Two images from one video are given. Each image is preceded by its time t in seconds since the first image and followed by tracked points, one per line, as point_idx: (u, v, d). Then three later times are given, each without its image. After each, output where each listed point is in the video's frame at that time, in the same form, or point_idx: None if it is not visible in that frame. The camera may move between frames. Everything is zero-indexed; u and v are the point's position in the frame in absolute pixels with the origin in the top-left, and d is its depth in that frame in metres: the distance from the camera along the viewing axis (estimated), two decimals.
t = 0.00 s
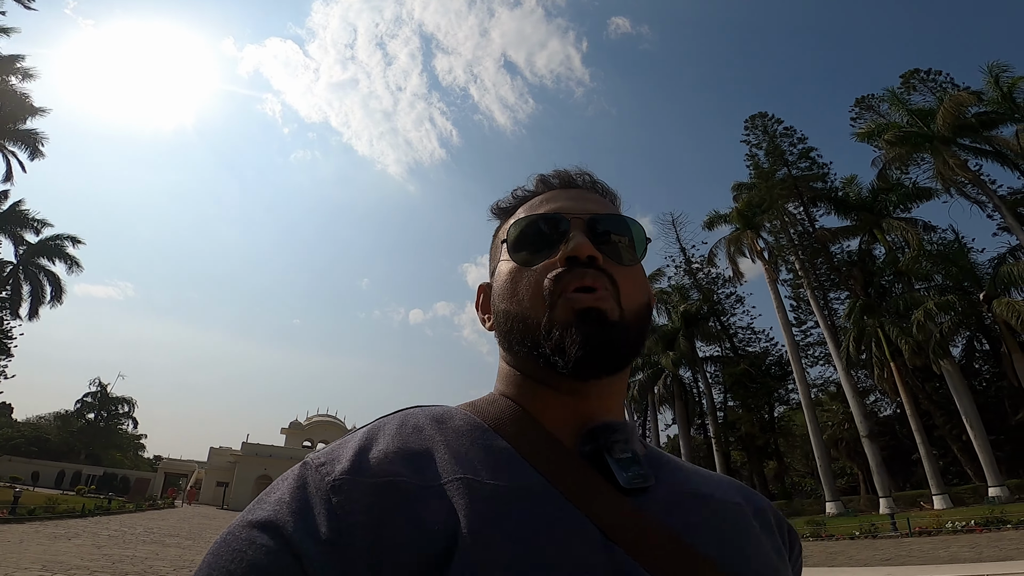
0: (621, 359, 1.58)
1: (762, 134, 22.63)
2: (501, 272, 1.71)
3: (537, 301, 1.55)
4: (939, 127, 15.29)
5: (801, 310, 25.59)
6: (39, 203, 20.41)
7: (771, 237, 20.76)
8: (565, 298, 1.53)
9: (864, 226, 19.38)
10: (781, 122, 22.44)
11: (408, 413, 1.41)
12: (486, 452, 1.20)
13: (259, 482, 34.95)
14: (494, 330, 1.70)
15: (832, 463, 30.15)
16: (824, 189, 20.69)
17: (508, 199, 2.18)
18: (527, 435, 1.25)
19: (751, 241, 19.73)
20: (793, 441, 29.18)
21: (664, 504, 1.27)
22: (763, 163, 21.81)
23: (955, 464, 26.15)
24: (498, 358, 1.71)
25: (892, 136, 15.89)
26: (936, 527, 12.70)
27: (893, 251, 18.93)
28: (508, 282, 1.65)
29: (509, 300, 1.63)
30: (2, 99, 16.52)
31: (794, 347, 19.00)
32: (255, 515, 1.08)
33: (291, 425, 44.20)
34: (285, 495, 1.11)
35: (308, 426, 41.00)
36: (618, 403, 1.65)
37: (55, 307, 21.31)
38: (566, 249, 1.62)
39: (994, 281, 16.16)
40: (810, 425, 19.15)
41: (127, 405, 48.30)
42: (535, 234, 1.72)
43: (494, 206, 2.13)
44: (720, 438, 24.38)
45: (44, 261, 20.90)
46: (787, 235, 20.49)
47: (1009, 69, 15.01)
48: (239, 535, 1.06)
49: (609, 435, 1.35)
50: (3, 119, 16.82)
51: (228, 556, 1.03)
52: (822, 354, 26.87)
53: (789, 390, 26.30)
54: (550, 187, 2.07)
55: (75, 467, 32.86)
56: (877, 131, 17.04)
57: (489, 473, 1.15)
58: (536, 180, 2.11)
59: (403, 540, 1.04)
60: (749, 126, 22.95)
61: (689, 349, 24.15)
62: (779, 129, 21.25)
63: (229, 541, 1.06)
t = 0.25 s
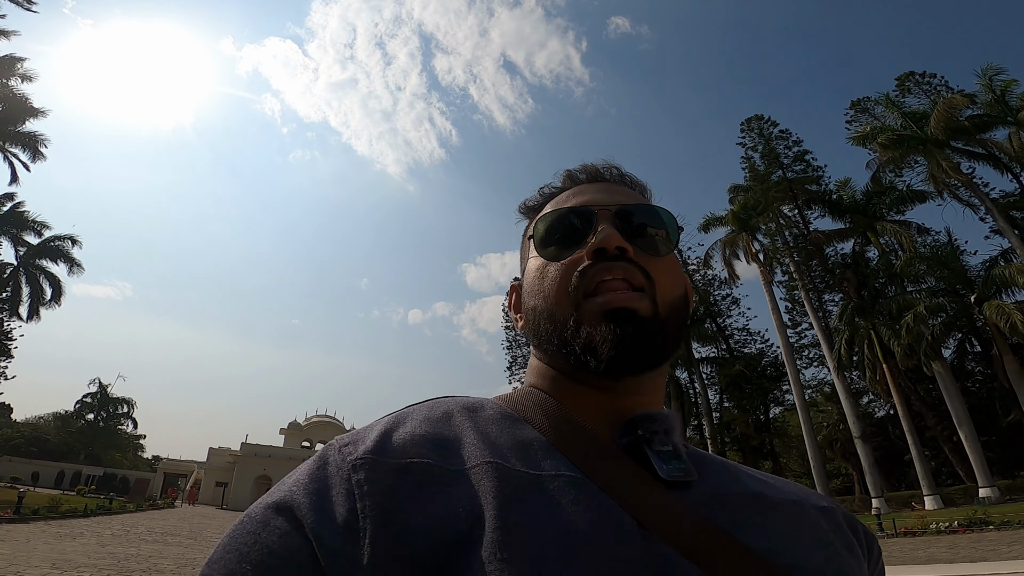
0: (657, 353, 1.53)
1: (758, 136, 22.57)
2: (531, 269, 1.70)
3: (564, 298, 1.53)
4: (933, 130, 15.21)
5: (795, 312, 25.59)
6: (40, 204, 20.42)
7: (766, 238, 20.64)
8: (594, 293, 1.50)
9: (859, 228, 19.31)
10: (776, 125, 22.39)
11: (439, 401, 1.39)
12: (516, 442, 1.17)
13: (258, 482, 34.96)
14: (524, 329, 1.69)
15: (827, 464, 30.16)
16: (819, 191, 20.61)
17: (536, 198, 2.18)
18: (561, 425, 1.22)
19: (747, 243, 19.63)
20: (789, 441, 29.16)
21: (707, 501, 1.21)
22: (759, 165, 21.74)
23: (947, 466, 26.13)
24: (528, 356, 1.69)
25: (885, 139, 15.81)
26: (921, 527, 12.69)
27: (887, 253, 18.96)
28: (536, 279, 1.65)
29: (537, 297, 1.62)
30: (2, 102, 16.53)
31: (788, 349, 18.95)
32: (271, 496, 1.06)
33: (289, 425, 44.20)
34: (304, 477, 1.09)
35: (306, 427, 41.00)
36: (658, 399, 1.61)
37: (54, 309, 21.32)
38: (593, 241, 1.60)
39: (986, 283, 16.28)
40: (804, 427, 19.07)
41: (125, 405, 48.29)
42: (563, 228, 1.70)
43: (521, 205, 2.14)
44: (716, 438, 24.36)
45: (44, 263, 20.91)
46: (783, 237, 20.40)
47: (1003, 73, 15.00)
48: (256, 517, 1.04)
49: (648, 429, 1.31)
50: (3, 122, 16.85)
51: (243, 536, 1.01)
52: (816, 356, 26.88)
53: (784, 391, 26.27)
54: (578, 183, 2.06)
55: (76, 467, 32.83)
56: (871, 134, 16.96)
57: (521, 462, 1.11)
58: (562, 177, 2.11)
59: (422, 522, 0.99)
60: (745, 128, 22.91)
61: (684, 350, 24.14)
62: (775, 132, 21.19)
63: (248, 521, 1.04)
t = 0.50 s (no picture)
0: (673, 342, 1.53)
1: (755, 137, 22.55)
2: (540, 268, 1.72)
3: (573, 296, 1.55)
4: (926, 133, 15.21)
5: (789, 312, 25.66)
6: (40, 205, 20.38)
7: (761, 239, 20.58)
8: (602, 287, 1.51)
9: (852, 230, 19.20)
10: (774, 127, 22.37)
11: (468, 404, 1.39)
12: (545, 443, 1.17)
13: (258, 481, 35.03)
14: (540, 328, 1.72)
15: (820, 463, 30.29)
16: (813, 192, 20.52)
17: (539, 195, 2.20)
18: (586, 425, 1.22)
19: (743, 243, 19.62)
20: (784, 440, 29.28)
21: (741, 496, 1.21)
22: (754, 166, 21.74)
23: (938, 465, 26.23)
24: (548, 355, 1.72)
25: (879, 141, 15.88)
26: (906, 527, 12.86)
27: (880, 254, 18.97)
28: (546, 279, 1.66)
29: (550, 297, 1.64)
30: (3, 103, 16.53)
31: (783, 349, 18.98)
32: (314, 506, 1.08)
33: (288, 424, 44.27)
34: (344, 491, 1.09)
35: (304, 426, 41.07)
36: (681, 390, 1.61)
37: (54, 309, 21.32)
38: (596, 235, 1.60)
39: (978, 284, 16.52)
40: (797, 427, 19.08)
41: (124, 404, 48.30)
42: (567, 224, 1.72)
43: (524, 204, 2.16)
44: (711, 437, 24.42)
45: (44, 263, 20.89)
46: (779, 238, 20.36)
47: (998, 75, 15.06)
48: (306, 529, 1.06)
49: (677, 422, 1.32)
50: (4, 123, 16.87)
51: (294, 553, 1.02)
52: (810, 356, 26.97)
53: (779, 391, 26.33)
54: (577, 176, 2.07)
55: (77, 467, 32.80)
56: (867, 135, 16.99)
57: (553, 466, 1.10)
58: (562, 171, 2.11)
59: (467, 532, 0.98)
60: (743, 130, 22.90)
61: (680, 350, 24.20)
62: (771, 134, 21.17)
63: (298, 533, 1.06)
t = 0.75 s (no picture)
0: (653, 338, 1.56)
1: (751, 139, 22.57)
2: (516, 276, 1.72)
3: (556, 301, 1.55)
4: (918, 134, 15.23)
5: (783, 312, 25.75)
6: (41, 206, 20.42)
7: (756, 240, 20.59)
8: (583, 292, 1.52)
9: (845, 231, 19.32)
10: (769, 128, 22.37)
11: (458, 411, 1.41)
12: (537, 443, 1.20)
13: (257, 479, 35.10)
14: (522, 335, 1.72)
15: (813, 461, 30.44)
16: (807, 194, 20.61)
17: (505, 203, 2.21)
18: (574, 425, 1.25)
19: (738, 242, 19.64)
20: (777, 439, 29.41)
21: (731, 483, 1.24)
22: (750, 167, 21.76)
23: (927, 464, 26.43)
24: (532, 361, 1.73)
25: (871, 143, 15.84)
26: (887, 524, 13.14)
27: (871, 256, 19.04)
28: (524, 286, 1.66)
29: (530, 304, 1.63)
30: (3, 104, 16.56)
31: (776, 348, 19.01)
32: (316, 518, 1.11)
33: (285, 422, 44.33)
34: (344, 503, 1.12)
35: (302, 424, 41.15)
36: (664, 384, 1.64)
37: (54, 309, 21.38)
38: (572, 241, 1.61)
39: (967, 285, 16.55)
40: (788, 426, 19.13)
41: (122, 403, 48.31)
42: (540, 230, 1.73)
43: (491, 213, 2.16)
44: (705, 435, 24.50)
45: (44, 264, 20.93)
46: (772, 239, 20.30)
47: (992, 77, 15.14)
48: (309, 547, 1.08)
49: (667, 415, 1.35)
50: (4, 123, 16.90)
51: (298, 563, 1.05)
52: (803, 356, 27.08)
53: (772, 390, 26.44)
54: (540, 181, 2.08)
55: (78, 465, 32.88)
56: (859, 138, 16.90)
57: (544, 463, 1.13)
58: (525, 178, 2.12)
59: (471, 532, 1.01)
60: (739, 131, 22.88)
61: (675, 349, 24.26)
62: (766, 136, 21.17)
63: (299, 547, 1.08)
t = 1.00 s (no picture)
0: (624, 346, 1.61)
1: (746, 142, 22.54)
2: (496, 269, 1.73)
3: (536, 299, 1.57)
4: (910, 138, 15.27)
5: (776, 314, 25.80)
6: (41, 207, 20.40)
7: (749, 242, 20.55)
8: (565, 296, 1.55)
9: (838, 234, 19.32)
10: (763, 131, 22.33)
11: (426, 408, 1.43)
12: (499, 442, 1.23)
13: (255, 478, 35.17)
14: (492, 328, 1.73)
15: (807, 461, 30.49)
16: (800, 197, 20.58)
17: (488, 193, 2.20)
18: (541, 424, 1.29)
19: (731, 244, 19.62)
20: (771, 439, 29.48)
21: (679, 481, 1.28)
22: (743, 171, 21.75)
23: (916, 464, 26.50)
24: (500, 354, 1.74)
25: (864, 147, 15.87)
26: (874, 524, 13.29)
27: (863, 259, 19.07)
28: (503, 280, 1.67)
29: (507, 297, 1.64)
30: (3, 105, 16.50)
31: (768, 349, 19.01)
32: (282, 506, 1.13)
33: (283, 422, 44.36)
34: (311, 492, 1.14)
35: (300, 424, 41.19)
36: (624, 386, 1.67)
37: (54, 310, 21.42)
38: (562, 248, 1.64)
39: (957, 288, 16.68)
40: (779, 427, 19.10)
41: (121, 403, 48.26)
42: (525, 227, 1.75)
43: (473, 200, 2.15)
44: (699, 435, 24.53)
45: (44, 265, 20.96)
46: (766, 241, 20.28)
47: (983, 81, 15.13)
48: (275, 535, 1.09)
49: (618, 416, 1.39)
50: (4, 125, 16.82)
51: (262, 552, 1.06)
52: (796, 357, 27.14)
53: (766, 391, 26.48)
54: (531, 178, 2.07)
55: (78, 464, 32.89)
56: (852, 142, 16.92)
57: (504, 461, 1.17)
58: (515, 171, 2.10)
59: (425, 527, 1.04)
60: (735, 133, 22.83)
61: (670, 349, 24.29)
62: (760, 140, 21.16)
63: (263, 537, 1.10)
